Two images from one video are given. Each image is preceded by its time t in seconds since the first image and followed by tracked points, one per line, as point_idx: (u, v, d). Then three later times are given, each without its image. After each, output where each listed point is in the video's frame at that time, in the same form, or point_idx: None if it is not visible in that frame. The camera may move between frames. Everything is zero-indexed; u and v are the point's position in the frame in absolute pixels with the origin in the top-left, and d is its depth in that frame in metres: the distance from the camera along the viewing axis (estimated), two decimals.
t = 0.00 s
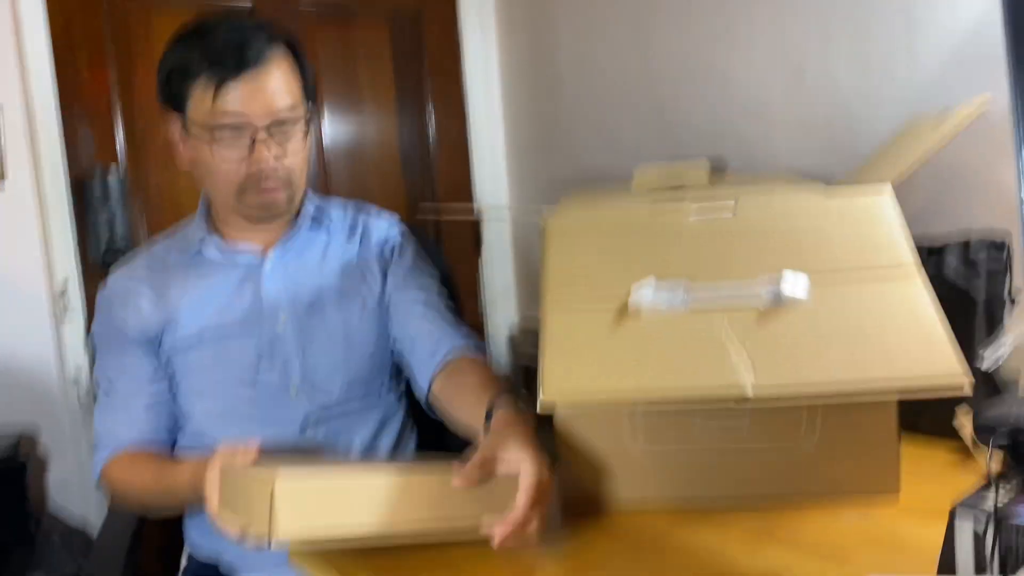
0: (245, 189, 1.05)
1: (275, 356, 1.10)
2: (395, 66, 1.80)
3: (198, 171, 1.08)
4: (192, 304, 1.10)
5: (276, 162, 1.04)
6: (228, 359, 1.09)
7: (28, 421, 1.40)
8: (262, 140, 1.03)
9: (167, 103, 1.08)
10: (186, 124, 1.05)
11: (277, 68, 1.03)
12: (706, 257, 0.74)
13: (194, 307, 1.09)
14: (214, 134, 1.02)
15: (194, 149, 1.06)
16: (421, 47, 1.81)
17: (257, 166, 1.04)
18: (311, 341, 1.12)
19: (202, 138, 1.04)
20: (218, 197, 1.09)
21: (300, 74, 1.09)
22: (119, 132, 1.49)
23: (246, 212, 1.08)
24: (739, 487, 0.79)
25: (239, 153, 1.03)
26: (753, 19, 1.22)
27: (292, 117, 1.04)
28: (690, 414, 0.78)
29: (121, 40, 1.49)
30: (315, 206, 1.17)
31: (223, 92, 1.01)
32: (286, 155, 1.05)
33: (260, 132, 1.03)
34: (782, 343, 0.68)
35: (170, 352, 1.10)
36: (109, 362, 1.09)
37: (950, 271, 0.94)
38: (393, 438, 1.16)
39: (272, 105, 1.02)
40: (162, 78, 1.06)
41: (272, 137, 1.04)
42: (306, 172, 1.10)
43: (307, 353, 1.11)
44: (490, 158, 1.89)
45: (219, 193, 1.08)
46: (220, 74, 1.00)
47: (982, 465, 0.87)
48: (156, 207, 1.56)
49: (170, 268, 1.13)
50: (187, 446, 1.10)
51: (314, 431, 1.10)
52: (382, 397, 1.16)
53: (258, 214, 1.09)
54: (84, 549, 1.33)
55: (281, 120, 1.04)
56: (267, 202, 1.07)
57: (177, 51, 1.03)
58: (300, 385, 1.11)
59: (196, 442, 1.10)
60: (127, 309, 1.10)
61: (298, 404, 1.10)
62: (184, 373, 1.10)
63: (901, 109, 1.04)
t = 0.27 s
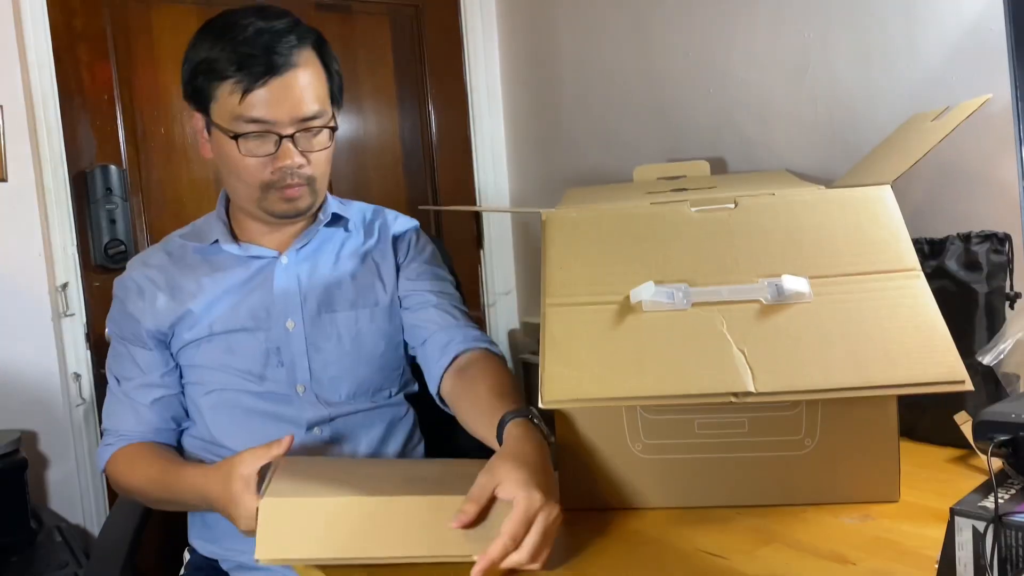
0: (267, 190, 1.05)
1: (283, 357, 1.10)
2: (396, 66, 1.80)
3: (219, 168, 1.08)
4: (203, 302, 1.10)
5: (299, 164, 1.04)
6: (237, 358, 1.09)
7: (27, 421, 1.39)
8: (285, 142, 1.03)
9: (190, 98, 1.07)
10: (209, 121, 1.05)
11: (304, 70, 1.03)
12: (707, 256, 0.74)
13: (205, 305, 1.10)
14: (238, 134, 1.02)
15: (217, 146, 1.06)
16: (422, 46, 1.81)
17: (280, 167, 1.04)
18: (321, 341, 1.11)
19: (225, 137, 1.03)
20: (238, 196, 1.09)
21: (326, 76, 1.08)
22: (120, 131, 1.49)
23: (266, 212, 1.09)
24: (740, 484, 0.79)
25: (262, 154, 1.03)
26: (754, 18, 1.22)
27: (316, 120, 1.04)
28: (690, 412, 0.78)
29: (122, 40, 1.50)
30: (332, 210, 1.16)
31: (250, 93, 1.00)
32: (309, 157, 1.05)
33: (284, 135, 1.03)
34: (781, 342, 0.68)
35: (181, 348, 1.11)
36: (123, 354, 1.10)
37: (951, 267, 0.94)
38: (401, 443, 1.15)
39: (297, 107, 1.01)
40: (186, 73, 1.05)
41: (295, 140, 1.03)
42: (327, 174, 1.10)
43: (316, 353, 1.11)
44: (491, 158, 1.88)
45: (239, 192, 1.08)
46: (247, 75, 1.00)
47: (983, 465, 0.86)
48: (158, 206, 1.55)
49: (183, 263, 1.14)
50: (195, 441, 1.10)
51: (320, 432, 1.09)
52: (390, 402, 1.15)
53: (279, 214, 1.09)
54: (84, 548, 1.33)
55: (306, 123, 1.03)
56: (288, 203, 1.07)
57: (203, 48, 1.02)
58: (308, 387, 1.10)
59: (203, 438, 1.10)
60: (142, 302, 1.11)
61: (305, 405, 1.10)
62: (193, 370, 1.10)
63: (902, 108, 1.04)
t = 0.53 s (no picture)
0: (274, 194, 1.05)
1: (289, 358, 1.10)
2: (396, 66, 1.80)
3: (227, 170, 1.08)
4: (210, 302, 1.10)
5: (304, 169, 1.04)
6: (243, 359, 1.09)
7: (27, 421, 1.39)
8: (290, 147, 1.02)
9: (201, 99, 1.07)
10: (218, 124, 1.05)
11: (313, 75, 1.02)
12: (706, 256, 0.74)
13: (212, 305, 1.10)
14: (243, 138, 1.02)
15: (224, 149, 1.05)
16: (422, 46, 1.81)
17: (285, 172, 1.03)
18: (327, 342, 1.11)
19: (231, 140, 1.03)
20: (246, 198, 1.09)
21: (335, 79, 1.07)
22: (120, 131, 1.49)
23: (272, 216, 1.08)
24: (739, 484, 0.79)
25: (267, 159, 1.03)
26: (754, 18, 1.22)
27: (323, 125, 1.03)
28: (690, 412, 0.78)
29: (122, 39, 1.50)
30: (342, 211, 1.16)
31: (257, 98, 1.00)
32: (315, 161, 1.05)
33: (289, 140, 1.02)
34: (781, 342, 0.68)
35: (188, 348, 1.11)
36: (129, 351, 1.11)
37: (951, 267, 0.94)
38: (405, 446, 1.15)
39: (304, 114, 1.01)
40: (196, 74, 1.05)
41: (301, 145, 1.03)
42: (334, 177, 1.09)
43: (322, 355, 1.11)
44: (491, 158, 1.88)
45: (246, 194, 1.08)
46: (254, 80, 0.99)
47: (983, 465, 0.86)
48: (158, 206, 1.55)
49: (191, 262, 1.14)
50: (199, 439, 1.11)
51: (327, 432, 1.09)
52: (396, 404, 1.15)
53: (285, 217, 1.08)
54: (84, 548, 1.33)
55: (312, 128, 1.03)
56: (293, 207, 1.07)
57: (214, 51, 1.01)
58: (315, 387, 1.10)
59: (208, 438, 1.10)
60: (150, 301, 1.11)
61: (311, 406, 1.09)
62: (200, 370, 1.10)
63: (903, 107, 1.04)
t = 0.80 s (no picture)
0: (260, 202, 1.05)
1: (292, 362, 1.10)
2: (396, 66, 1.80)
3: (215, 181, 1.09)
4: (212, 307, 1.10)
5: (285, 176, 1.03)
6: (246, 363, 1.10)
7: (27, 421, 1.39)
8: (269, 155, 1.01)
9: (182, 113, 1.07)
10: (200, 137, 1.05)
11: (284, 80, 1.00)
12: (706, 256, 0.74)
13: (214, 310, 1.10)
14: (223, 150, 1.01)
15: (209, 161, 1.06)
16: (422, 46, 1.81)
17: (266, 181, 1.03)
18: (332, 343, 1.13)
19: (213, 153, 1.03)
20: (236, 207, 1.09)
21: (313, 80, 1.06)
22: (120, 131, 1.49)
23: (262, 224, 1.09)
24: (739, 484, 0.79)
25: (248, 168, 1.02)
26: (754, 18, 1.22)
27: (301, 129, 1.02)
28: (690, 412, 0.78)
29: (122, 40, 1.50)
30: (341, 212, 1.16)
31: (228, 108, 0.99)
32: (297, 166, 1.04)
33: (266, 148, 1.01)
34: (781, 342, 0.68)
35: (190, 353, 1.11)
36: (130, 358, 1.11)
37: (951, 267, 0.93)
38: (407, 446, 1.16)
39: (277, 121, 1.00)
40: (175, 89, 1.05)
41: (280, 151, 1.02)
42: (321, 182, 1.09)
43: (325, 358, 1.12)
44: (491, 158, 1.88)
45: (236, 204, 1.08)
46: (224, 90, 0.98)
47: (983, 465, 0.86)
48: (158, 206, 1.55)
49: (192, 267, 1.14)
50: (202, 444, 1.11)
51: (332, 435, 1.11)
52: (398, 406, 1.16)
53: (275, 222, 1.10)
54: (85, 548, 1.33)
55: (290, 134, 1.01)
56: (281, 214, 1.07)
57: (187, 64, 1.01)
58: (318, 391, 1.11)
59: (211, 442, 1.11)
60: (151, 307, 1.11)
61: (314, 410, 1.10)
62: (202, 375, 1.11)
63: (902, 108, 1.04)
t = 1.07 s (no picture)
0: (246, 207, 1.05)
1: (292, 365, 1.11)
2: (396, 65, 1.81)
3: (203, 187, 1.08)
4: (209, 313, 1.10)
5: (268, 181, 1.02)
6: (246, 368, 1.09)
7: (27, 421, 1.39)
8: (249, 161, 1.00)
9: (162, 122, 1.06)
10: (182, 145, 1.04)
11: (260, 85, 0.99)
12: (707, 256, 0.74)
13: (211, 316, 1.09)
14: (204, 159, 1.01)
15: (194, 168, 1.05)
16: (421, 46, 1.81)
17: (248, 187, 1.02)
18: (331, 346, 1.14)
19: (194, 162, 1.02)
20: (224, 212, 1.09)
21: (291, 82, 1.04)
22: (119, 132, 1.49)
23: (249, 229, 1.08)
24: (739, 484, 0.79)
25: (230, 175, 1.01)
26: (754, 18, 1.22)
27: (280, 133, 1.01)
28: (691, 412, 0.78)
29: (122, 40, 1.50)
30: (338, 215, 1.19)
31: (204, 116, 0.97)
32: (279, 170, 1.03)
33: (246, 155, 1.00)
34: (781, 342, 0.68)
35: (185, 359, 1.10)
36: (120, 365, 1.10)
37: (951, 267, 0.94)
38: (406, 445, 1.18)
39: (253, 126, 0.98)
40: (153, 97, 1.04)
41: (260, 157, 1.01)
42: (305, 183, 1.08)
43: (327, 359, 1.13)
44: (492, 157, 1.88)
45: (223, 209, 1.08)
46: (198, 98, 0.97)
47: (984, 465, 0.86)
48: (158, 206, 1.55)
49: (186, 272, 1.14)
50: (195, 450, 1.11)
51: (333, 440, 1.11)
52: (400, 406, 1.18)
53: (263, 226, 1.10)
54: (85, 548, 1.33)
55: (268, 139, 1.00)
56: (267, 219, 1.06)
57: (161, 71, 1.00)
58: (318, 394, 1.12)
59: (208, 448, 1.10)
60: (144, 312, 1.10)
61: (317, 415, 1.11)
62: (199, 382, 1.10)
63: (903, 108, 1.04)
